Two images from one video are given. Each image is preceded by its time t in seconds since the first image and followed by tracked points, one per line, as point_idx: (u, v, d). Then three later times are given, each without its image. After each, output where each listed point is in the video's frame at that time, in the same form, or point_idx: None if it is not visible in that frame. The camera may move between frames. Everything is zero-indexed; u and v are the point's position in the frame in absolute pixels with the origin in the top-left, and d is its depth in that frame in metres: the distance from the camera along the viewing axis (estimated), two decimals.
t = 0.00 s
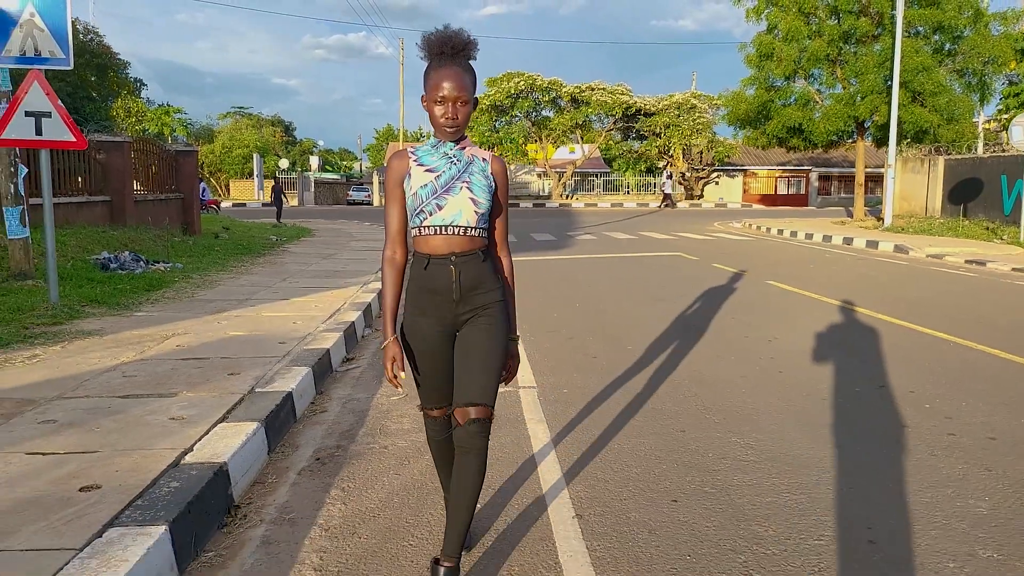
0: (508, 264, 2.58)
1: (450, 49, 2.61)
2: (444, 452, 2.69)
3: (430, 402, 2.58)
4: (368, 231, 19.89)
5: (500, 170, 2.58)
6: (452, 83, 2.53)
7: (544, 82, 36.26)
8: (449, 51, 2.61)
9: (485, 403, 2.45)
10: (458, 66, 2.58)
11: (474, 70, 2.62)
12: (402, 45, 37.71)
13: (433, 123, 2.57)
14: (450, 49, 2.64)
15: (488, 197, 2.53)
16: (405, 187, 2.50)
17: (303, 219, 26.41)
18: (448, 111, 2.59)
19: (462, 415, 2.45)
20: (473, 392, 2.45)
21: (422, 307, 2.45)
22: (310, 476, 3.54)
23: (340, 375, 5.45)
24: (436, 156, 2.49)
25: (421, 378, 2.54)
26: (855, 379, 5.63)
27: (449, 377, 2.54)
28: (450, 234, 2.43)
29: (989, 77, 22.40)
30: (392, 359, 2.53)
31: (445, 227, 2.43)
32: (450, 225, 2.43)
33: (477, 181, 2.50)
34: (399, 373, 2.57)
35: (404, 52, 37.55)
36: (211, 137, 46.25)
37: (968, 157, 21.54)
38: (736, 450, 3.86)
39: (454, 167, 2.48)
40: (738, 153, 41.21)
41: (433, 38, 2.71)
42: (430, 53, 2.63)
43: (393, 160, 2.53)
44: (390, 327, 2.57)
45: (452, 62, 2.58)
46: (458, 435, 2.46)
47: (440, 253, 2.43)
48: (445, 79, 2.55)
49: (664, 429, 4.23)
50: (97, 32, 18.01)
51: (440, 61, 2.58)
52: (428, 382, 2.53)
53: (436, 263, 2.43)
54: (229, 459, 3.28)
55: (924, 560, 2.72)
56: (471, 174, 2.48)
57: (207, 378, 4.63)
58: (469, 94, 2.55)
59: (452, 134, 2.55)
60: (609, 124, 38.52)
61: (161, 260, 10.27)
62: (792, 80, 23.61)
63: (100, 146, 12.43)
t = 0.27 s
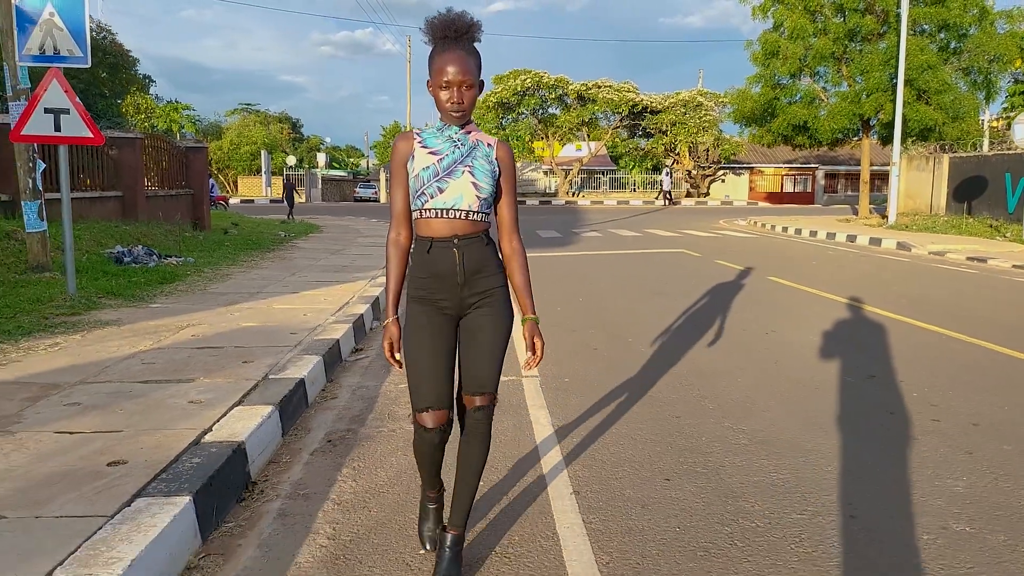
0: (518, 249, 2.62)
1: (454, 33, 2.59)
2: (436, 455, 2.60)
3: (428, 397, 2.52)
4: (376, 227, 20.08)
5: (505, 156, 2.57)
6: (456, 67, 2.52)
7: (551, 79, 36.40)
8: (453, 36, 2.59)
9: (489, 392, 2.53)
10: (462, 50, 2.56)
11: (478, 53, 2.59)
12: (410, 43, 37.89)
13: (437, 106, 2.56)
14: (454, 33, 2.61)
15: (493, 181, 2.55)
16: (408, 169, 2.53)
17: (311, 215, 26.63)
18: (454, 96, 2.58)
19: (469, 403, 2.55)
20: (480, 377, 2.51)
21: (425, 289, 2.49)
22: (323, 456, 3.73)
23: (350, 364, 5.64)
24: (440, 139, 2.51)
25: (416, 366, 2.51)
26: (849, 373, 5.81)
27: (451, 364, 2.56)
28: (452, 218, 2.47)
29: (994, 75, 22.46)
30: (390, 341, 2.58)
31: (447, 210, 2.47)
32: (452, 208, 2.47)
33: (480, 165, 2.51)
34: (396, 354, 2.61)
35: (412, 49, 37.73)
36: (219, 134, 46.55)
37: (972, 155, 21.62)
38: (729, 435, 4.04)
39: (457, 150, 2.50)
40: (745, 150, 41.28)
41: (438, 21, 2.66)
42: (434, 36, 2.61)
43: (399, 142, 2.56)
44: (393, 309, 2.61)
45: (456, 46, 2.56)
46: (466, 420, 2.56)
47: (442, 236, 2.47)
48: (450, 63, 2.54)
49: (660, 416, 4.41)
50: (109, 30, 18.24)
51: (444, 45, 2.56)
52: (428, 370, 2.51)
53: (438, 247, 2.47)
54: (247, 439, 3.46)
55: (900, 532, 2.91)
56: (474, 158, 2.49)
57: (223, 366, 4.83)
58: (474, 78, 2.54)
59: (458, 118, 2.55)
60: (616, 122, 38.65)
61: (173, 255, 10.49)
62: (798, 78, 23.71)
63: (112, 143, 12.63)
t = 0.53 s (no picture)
0: (521, 244, 2.66)
1: (457, 36, 2.67)
2: (451, 446, 2.54)
3: (433, 384, 2.47)
4: (385, 225, 20.34)
5: (514, 155, 2.62)
6: (459, 71, 2.58)
7: (558, 77, 36.59)
8: (455, 39, 2.67)
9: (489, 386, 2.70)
10: (464, 53, 2.62)
11: (481, 57, 2.66)
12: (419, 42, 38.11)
13: (443, 110, 2.61)
14: (457, 36, 2.70)
15: (503, 184, 2.60)
16: (420, 174, 2.57)
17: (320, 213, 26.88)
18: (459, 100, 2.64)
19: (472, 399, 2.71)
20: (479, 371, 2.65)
21: (431, 289, 2.51)
22: (336, 442, 3.94)
23: (360, 357, 5.86)
24: (451, 143, 2.56)
25: (420, 365, 2.49)
26: (843, 367, 6.00)
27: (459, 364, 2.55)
28: (464, 221, 2.51)
29: (1001, 72, 22.53)
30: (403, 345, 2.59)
31: (460, 214, 2.51)
32: (464, 212, 2.51)
33: (491, 168, 2.56)
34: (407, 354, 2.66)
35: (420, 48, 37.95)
36: (229, 133, 46.90)
37: (978, 152, 21.69)
38: (723, 425, 4.24)
39: (468, 155, 2.55)
40: (752, 147, 41.37)
41: (438, 26, 2.76)
42: (437, 42, 2.69)
43: (408, 147, 2.60)
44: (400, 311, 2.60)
45: (461, 50, 2.62)
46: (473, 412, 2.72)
47: (454, 237, 2.51)
48: (453, 67, 2.59)
49: (657, 407, 4.62)
50: (123, 31, 18.52)
51: (449, 49, 2.63)
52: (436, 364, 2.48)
53: (449, 247, 2.51)
54: (265, 425, 3.67)
55: (879, 510, 3.11)
56: (485, 162, 2.55)
57: (240, 358, 5.06)
58: (477, 81, 2.60)
59: (463, 122, 2.61)
60: (623, 119, 38.80)
61: (187, 252, 10.74)
62: (804, 75, 23.83)
63: (127, 143, 12.89)
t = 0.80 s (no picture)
0: (526, 246, 2.60)
1: (454, 40, 2.61)
2: (457, 449, 2.49)
3: (438, 388, 2.44)
4: (390, 224, 20.55)
5: (517, 153, 2.55)
6: (457, 72, 2.53)
7: (563, 77, 36.76)
8: (453, 43, 2.61)
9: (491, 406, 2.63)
10: (462, 55, 2.58)
11: (478, 58, 2.61)
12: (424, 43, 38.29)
13: (441, 113, 2.57)
14: (454, 40, 2.64)
15: (507, 184, 2.54)
16: (422, 181, 2.53)
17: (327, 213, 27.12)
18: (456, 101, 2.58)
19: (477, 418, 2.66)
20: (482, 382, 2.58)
21: (432, 295, 2.47)
22: (345, 428, 4.16)
23: (367, 351, 6.07)
24: (450, 147, 2.51)
25: (422, 371, 2.47)
26: (834, 363, 6.20)
27: (461, 370, 2.51)
28: (469, 224, 2.46)
29: (1003, 71, 22.62)
30: (397, 355, 2.57)
31: (464, 217, 2.46)
32: (468, 215, 2.46)
33: (493, 168, 2.50)
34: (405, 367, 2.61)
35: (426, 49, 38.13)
36: (236, 134, 47.19)
37: (980, 150, 21.77)
38: (713, 415, 4.46)
39: (468, 157, 2.49)
40: (756, 146, 41.48)
41: (436, 30, 2.70)
42: (433, 45, 2.64)
43: (410, 155, 2.56)
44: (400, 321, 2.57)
45: (458, 51, 2.58)
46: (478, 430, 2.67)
47: (457, 241, 2.46)
48: (451, 69, 2.55)
49: (650, 398, 4.83)
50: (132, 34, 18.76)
51: (444, 51, 2.58)
52: (432, 373, 2.44)
53: (452, 251, 2.45)
54: (276, 412, 3.88)
55: (854, 488, 3.33)
56: (486, 162, 2.49)
57: (252, 351, 5.27)
58: (475, 82, 2.55)
59: (460, 124, 2.56)
60: (627, 118, 38.97)
61: (197, 251, 10.97)
62: (806, 75, 23.95)
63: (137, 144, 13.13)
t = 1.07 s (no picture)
0: (527, 240, 2.70)
1: (460, 33, 2.64)
2: (459, 436, 2.62)
3: (441, 385, 2.56)
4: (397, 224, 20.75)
5: (521, 148, 2.59)
6: (463, 66, 2.55)
7: (568, 77, 36.91)
8: (459, 36, 2.64)
9: (496, 397, 2.54)
10: (468, 49, 2.59)
11: (484, 52, 2.63)
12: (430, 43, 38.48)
13: (447, 106, 2.59)
14: (460, 33, 2.66)
15: (511, 178, 2.57)
16: (427, 174, 2.56)
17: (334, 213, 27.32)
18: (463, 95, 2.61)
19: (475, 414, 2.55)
20: (482, 377, 2.52)
21: (434, 288, 2.52)
22: (354, 418, 4.36)
23: (375, 346, 6.27)
24: (455, 141, 2.54)
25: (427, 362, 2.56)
26: (829, 358, 6.38)
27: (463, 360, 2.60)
28: (473, 218, 2.50)
29: (1008, 69, 22.69)
30: (395, 345, 2.60)
31: (468, 211, 2.50)
32: (472, 209, 2.50)
33: (498, 162, 2.53)
34: (401, 358, 2.64)
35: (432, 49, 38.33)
36: (243, 134, 47.49)
37: (984, 148, 21.86)
38: (707, 408, 4.65)
39: (474, 150, 2.52)
40: (762, 144, 41.57)
41: (443, 24, 2.73)
42: (440, 38, 2.66)
43: (415, 148, 2.60)
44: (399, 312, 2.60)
45: (464, 45, 2.59)
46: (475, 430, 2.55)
47: (459, 235, 2.50)
48: (457, 63, 2.56)
49: (648, 392, 5.02)
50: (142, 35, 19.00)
51: (451, 45, 2.60)
52: (436, 368, 2.54)
53: (453, 245, 2.50)
54: (289, 402, 4.07)
55: (836, 473, 3.53)
56: (492, 156, 2.52)
57: (265, 346, 5.47)
58: (481, 76, 2.56)
59: (466, 117, 2.58)
60: (633, 117, 39.12)
61: (208, 250, 11.17)
62: (811, 73, 24.05)
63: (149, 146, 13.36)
